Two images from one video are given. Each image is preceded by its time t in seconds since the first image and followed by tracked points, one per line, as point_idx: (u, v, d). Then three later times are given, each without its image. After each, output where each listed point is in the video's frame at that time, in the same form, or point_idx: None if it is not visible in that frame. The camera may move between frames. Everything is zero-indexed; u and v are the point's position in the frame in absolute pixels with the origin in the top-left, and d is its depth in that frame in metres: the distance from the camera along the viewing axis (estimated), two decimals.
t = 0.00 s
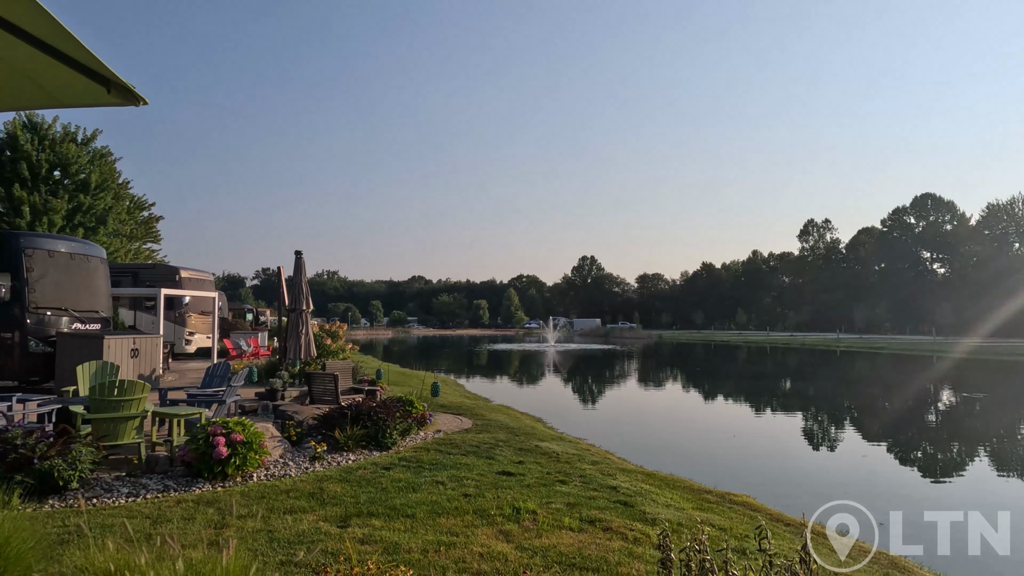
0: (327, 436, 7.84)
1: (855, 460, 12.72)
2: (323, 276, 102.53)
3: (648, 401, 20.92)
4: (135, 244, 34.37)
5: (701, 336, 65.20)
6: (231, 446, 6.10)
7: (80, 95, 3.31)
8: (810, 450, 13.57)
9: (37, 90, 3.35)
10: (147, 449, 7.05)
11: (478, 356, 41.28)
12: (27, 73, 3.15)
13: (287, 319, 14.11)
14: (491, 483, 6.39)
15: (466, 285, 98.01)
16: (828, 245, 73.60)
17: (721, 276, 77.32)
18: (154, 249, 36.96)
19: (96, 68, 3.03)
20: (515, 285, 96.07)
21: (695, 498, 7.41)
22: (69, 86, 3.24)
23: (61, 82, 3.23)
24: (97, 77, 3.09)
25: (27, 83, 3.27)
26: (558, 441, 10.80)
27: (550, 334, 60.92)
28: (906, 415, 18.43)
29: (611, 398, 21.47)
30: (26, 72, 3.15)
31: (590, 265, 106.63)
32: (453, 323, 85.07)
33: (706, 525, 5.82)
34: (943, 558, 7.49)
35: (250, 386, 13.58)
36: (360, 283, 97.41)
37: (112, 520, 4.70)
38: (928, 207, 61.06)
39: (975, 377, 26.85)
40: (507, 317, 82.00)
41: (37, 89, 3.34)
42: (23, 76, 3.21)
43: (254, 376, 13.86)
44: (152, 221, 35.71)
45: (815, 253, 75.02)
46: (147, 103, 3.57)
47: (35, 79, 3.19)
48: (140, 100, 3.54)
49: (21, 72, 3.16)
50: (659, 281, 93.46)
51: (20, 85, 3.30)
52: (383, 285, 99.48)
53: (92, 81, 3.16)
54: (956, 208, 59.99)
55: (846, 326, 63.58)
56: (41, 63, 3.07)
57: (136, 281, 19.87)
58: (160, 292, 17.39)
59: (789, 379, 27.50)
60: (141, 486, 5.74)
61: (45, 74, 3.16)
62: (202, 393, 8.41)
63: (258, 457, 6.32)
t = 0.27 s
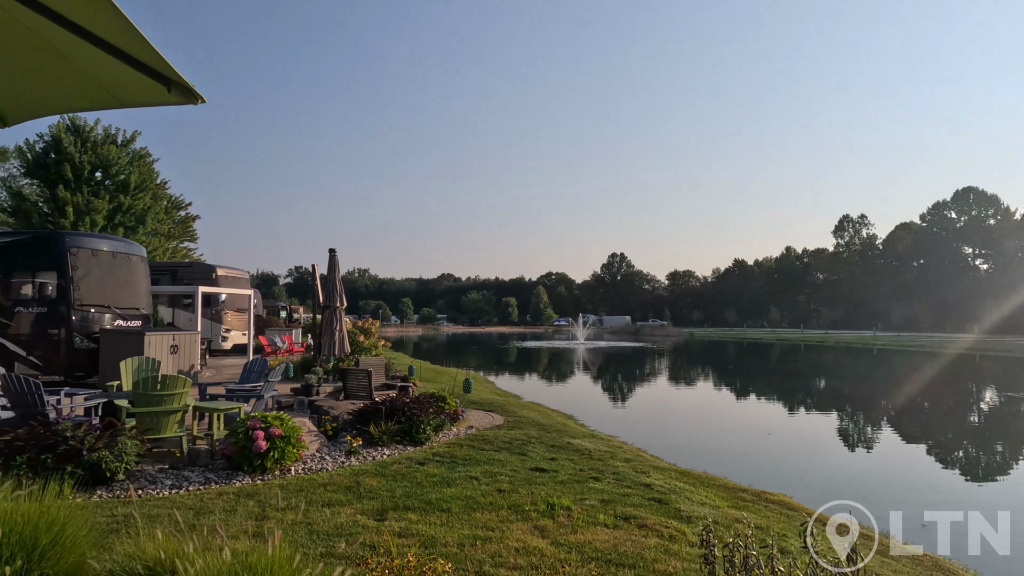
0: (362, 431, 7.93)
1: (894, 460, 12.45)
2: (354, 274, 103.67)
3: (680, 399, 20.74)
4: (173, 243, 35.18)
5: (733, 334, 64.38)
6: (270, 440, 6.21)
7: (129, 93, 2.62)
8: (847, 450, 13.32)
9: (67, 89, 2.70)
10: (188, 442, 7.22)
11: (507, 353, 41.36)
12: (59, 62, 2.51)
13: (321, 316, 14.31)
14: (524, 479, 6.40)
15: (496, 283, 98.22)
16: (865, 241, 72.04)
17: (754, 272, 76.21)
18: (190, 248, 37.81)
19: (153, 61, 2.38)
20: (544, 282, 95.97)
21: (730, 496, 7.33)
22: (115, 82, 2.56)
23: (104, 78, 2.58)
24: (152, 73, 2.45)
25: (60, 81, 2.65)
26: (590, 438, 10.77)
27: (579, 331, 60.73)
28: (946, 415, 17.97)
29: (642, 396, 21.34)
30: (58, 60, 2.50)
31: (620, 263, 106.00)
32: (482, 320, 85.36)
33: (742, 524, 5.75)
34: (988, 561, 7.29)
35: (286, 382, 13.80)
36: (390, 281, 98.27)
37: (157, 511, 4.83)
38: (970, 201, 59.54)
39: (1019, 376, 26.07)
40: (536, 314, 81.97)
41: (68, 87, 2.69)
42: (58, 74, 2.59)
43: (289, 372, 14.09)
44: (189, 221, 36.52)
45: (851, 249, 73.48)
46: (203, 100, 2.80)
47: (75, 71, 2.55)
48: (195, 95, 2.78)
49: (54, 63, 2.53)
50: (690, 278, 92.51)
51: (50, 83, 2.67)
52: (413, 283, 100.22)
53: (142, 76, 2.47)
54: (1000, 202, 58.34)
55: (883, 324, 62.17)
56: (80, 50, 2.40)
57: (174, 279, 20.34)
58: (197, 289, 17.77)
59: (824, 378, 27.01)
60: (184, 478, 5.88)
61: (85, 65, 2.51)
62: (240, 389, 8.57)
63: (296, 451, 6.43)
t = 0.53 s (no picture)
0: (395, 425, 8.02)
1: (934, 459, 12.15)
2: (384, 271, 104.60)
3: (712, 396, 20.53)
4: (208, 241, 35.90)
5: (765, 330, 63.42)
6: (306, 434, 6.31)
7: (185, 94, 2.55)
8: (884, 449, 13.05)
9: (124, 89, 2.62)
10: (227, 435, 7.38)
11: (536, 350, 41.36)
12: (116, 61, 2.43)
13: (353, 312, 14.47)
14: (557, 475, 6.41)
15: (524, 279, 98.23)
16: (902, 235, 70.34)
17: (787, 268, 74.99)
18: (225, 245, 38.56)
19: (211, 68, 2.32)
20: (573, 278, 95.68)
21: (765, 494, 7.24)
22: (170, 84, 2.49)
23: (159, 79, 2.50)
24: (210, 78, 2.38)
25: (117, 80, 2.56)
26: (622, 434, 10.73)
27: (608, 328, 60.43)
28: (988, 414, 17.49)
29: (673, 393, 21.16)
30: (114, 59, 2.42)
31: (649, 258, 105.19)
32: (510, 317, 85.46)
33: (778, 523, 5.68)
34: None
35: (319, 377, 14.01)
36: (419, 278, 98.94)
37: (199, 502, 4.94)
38: (1013, 194, 57.83)
39: None
40: (565, 310, 81.77)
41: (126, 88, 2.61)
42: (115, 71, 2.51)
43: (323, 367, 14.29)
44: (223, 219, 37.23)
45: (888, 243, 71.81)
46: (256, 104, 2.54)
47: (130, 70, 2.46)
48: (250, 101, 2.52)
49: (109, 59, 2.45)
50: (721, 274, 91.37)
51: (107, 81, 2.60)
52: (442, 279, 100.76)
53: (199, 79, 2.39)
54: None
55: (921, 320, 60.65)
56: (134, 49, 2.33)
57: (210, 276, 20.77)
58: (232, 286, 18.11)
59: (859, 375, 26.47)
60: (224, 470, 6.01)
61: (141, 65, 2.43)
62: (276, 384, 8.73)
63: (332, 445, 6.53)
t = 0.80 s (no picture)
0: (432, 419, 8.10)
1: (981, 458, 11.83)
2: (417, 266, 105.52)
3: (748, 392, 20.27)
4: (247, 238, 36.69)
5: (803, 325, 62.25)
6: (346, 426, 6.42)
7: (238, 91, 2.42)
8: (929, 446, 12.74)
9: (177, 85, 2.51)
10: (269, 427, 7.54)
11: (569, 344, 41.29)
12: (168, 57, 2.32)
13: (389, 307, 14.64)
14: (593, 469, 6.40)
15: (557, 274, 98.06)
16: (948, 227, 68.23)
17: (826, 261, 73.41)
18: (263, 241, 39.34)
19: (262, 66, 2.17)
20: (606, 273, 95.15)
21: (806, 491, 7.12)
22: (222, 80, 2.37)
23: (211, 75, 2.39)
24: (261, 75, 2.23)
25: (169, 76, 2.46)
26: (658, 430, 10.67)
27: (641, 322, 60.04)
28: None
29: (709, 388, 20.94)
30: (166, 54, 2.32)
31: (683, 252, 104.03)
32: (543, 311, 85.46)
33: (820, 520, 5.58)
34: None
35: (356, 370, 14.22)
36: (452, 272, 99.53)
37: (243, 492, 5.06)
38: None
39: None
40: (598, 305, 81.47)
41: (179, 85, 2.50)
42: (167, 67, 2.40)
43: (360, 361, 14.51)
44: (262, 216, 37.99)
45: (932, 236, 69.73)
46: (308, 101, 2.40)
47: (182, 65, 2.36)
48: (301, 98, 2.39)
49: (160, 55, 2.34)
50: (757, 268, 89.87)
51: (159, 78, 2.50)
52: (475, 274, 101.20)
53: (250, 76, 2.26)
54: None
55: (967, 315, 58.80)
56: (185, 43, 2.21)
57: (250, 272, 21.23)
58: (272, 282, 18.49)
59: (902, 371, 25.77)
60: (267, 461, 6.15)
61: (194, 61, 2.32)
62: (316, 377, 8.89)
63: (370, 437, 6.63)
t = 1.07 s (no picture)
0: (459, 415, 8.14)
1: (1018, 458, 11.55)
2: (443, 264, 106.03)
3: (777, 390, 20.03)
4: (276, 236, 37.23)
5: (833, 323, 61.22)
6: (375, 422, 6.48)
7: (279, 98, 2.40)
8: (963, 446, 12.48)
9: (220, 92, 2.48)
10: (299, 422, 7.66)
11: (595, 342, 41.18)
12: (211, 64, 2.29)
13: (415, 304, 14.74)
14: (621, 467, 6.37)
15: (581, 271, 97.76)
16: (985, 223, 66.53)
17: (857, 258, 72.11)
18: (292, 239, 39.89)
19: (306, 72, 2.14)
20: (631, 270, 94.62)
21: (837, 491, 7.01)
22: (263, 84, 2.34)
23: (253, 81, 2.36)
24: (302, 80, 2.20)
25: (213, 84, 2.43)
26: (685, 428, 10.61)
27: (667, 319, 59.63)
28: None
29: (736, 386, 20.73)
30: (209, 62, 2.29)
31: (710, 249, 103.01)
32: (568, 308, 85.30)
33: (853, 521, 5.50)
34: None
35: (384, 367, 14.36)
36: (477, 270, 99.81)
37: (275, 486, 5.15)
38: None
39: None
40: (623, 302, 81.09)
41: (224, 91, 2.47)
42: (209, 75, 2.37)
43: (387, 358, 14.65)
44: (290, 214, 38.52)
45: (968, 231, 68.04)
46: (347, 106, 2.35)
47: (226, 73, 2.33)
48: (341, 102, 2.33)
49: (203, 64, 2.31)
50: (786, 264, 88.60)
51: (202, 86, 2.47)
52: (500, 271, 101.38)
53: (293, 82, 2.24)
54: None
55: (1004, 312, 57.31)
56: (229, 52, 2.19)
57: (279, 270, 21.54)
58: (300, 279, 18.75)
59: (936, 370, 25.22)
60: (298, 456, 6.23)
61: (238, 69, 2.29)
62: (345, 373, 8.99)
63: (399, 434, 6.69)
